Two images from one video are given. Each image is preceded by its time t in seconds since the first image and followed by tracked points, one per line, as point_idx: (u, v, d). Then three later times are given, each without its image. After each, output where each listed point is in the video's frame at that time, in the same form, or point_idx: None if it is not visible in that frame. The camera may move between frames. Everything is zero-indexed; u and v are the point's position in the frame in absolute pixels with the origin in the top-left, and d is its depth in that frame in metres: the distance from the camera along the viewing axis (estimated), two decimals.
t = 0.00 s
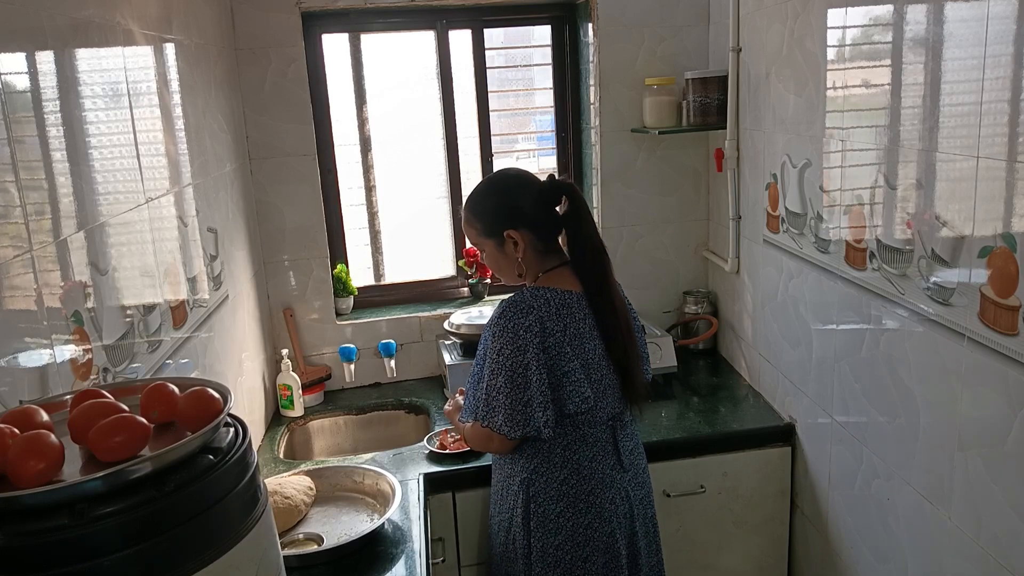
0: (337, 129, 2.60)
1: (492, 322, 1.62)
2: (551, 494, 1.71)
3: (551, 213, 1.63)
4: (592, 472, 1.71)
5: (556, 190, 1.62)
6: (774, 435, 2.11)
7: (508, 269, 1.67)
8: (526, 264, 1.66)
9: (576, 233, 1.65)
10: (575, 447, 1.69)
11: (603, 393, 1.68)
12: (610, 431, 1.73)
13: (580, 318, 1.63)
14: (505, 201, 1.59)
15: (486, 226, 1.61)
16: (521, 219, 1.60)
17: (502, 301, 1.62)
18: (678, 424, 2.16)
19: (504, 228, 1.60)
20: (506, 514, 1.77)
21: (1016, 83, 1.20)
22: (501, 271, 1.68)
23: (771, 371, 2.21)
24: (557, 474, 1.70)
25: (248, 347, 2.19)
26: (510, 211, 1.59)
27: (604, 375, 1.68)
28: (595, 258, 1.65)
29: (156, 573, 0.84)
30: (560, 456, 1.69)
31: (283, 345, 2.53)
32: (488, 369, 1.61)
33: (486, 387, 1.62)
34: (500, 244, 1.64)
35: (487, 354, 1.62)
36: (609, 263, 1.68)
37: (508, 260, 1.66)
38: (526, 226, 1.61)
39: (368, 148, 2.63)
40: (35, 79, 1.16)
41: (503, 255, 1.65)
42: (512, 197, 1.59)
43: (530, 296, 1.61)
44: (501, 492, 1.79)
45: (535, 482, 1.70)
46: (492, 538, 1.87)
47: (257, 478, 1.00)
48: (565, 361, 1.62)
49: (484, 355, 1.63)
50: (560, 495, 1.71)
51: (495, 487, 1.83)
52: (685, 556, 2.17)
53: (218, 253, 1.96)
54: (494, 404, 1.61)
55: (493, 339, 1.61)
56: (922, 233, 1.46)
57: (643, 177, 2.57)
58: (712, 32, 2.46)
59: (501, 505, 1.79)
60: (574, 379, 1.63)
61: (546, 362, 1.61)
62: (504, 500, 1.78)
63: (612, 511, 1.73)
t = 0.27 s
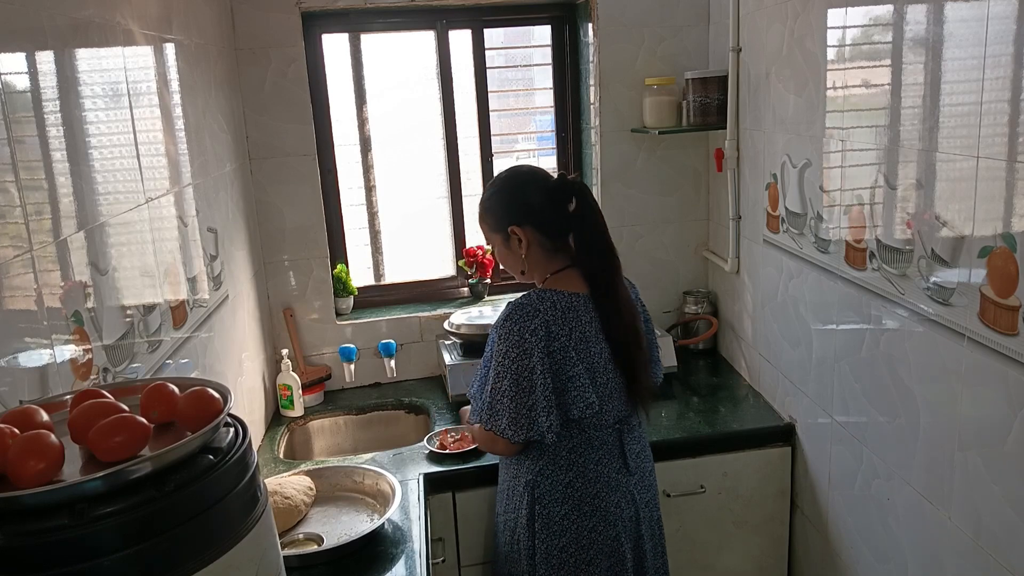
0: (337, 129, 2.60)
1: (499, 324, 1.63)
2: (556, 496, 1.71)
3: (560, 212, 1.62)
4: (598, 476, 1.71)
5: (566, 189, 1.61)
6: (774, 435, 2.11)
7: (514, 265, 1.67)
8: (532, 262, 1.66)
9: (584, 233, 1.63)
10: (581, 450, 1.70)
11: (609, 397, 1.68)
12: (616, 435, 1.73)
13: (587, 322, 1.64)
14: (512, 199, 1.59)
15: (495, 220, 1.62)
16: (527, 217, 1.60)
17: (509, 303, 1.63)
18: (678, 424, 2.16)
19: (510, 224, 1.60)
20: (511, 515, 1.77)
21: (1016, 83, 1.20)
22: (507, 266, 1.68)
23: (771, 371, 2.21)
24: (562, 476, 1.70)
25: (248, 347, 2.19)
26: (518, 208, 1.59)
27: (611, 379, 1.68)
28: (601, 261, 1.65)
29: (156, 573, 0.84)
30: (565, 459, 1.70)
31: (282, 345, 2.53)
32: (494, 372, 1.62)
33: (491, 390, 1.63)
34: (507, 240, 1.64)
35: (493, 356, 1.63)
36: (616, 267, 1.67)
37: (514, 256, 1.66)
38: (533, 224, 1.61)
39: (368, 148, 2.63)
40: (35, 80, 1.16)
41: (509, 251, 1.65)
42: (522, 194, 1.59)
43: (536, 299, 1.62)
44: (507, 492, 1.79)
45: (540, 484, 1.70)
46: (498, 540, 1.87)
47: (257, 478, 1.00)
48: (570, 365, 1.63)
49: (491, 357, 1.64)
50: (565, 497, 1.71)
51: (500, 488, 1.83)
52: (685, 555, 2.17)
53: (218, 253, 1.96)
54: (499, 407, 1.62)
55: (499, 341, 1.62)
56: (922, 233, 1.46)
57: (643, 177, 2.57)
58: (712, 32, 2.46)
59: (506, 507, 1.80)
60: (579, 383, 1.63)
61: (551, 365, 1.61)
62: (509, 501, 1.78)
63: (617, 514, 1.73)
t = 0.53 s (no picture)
0: (337, 129, 2.60)
1: (526, 311, 1.63)
2: (579, 491, 1.70)
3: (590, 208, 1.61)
4: (620, 470, 1.71)
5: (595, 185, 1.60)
6: (774, 435, 2.11)
7: (545, 257, 1.68)
8: (560, 256, 1.66)
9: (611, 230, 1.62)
10: (603, 444, 1.70)
11: (632, 390, 1.68)
12: (638, 430, 1.73)
13: (613, 314, 1.63)
14: (541, 192, 1.60)
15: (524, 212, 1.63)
16: (554, 210, 1.60)
17: (537, 290, 1.64)
18: (678, 424, 2.16)
19: (538, 216, 1.61)
20: (533, 507, 1.77)
21: (1016, 83, 1.20)
22: (538, 258, 1.70)
23: (771, 371, 2.21)
24: (584, 470, 1.70)
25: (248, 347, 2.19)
26: (544, 201, 1.60)
27: (636, 373, 1.68)
28: (629, 256, 1.63)
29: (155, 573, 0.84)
30: (588, 451, 1.70)
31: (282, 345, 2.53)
32: (520, 357, 1.63)
33: (516, 375, 1.63)
34: (535, 232, 1.65)
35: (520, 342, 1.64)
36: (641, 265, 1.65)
37: (543, 249, 1.67)
38: (560, 217, 1.60)
39: (368, 148, 2.63)
40: (35, 79, 1.16)
41: (538, 242, 1.66)
42: (551, 187, 1.59)
43: (563, 288, 1.62)
44: (529, 485, 1.79)
45: (563, 478, 1.70)
46: (518, 537, 1.87)
47: (257, 478, 1.00)
48: (595, 355, 1.63)
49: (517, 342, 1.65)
50: (588, 493, 1.71)
51: (522, 480, 1.83)
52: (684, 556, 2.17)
53: (218, 253, 1.96)
54: (524, 392, 1.62)
55: (525, 327, 1.63)
56: (922, 233, 1.46)
57: (643, 177, 2.57)
58: (712, 32, 2.46)
59: (527, 499, 1.80)
60: (603, 374, 1.63)
61: (575, 354, 1.62)
62: (530, 494, 1.79)
63: (638, 511, 1.73)
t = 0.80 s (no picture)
0: (337, 129, 2.60)
1: (510, 318, 1.63)
2: (564, 495, 1.71)
3: (568, 210, 1.63)
4: (605, 473, 1.71)
5: (572, 187, 1.62)
6: (774, 435, 2.11)
7: (519, 261, 1.68)
8: (538, 259, 1.66)
9: (590, 231, 1.65)
10: (588, 447, 1.69)
11: (617, 392, 1.68)
12: (622, 432, 1.73)
13: (596, 316, 1.64)
14: (519, 195, 1.60)
15: (502, 216, 1.62)
16: (534, 213, 1.61)
17: (519, 296, 1.63)
18: (678, 424, 2.16)
19: (516, 219, 1.61)
20: (519, 512, 1.78)
21: (1016, 83, 1.20)
22: (513, 263, 1.69)
23: (771, 371, 2.21)
24: (569, 473, 1.70)
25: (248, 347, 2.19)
26: (523, 204, 1.60)
27: (620, 374, 1.68)
28: (609, 256, 1.65)
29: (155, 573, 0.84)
30: (573, 455, 1.69)
31: (282, 345, 2.53)
32: (505, 364, 1.62)
33: (502, 382, 1.62)
34: (513, 236, 1.64)
35: (504, 349, 1.63)
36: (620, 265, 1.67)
37: (519, 253, 1.66)
38: (538, 220, 1.61)
39: (368, 148, 2.63)
40: (35, 79, 1.16)
41: (516, 247, 1.66)
42: (529, 190, 1.60)
43: (547, 293, 1.62)
44: (514, 491, 1.79)
45: (547, 482, 1.71)
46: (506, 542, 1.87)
47: (257, 478, 1.00)
48: (581, 358, 1.62)
49: (502, 350, 1.64)
50: (573, 496, 1.71)
51: (507, 486, 1.84)
52: (684, 556, 2.17)
53: (218, 253, 1.96)
54: (510, 399, 1.61)
55: (510, 334, 1.62)
56: (922, 233, 1.46)
57: (643, 177, 2.57)
58: (712, 32, 2.46)
59: (514, 505, 1.79)
60: (590, 377, 1.63)
61: (562, 358, 1.61)
62: (516, 500, 1.79)
63: (624, 512, 1.73)
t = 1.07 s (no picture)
0: (337, 129, 2.60)
1: (481, 328, 1.62)
2: (547, 495, 1.71)
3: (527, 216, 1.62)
4: (589, 472, 1.71)
5: (529, 192, 1.61)
6: (774, 435, 2.11)
7: (486, 271, 1.68)
8: (505, 267, 1.67)
9: (552, 234, 1.64)
10: (570, 447, 1.69)
11: (595, 392, 1.68)
12: (603, 429, 1.73)
13: (567, 319, 1.63)
14: (476, 207, 1.60)
15: (463, 229, 1.63)
16: (493, 223, 1.61)
17: (488, 306, 1.63)
18: (677, 424, 2.16)
19: (477, 231, 1.62)
20: (504, 516, 1.78)
21: (1016, 83, 1.20)
22: (480, 274, 1.69)
23: (771, 371, 2.21)
24: (552, 474, 1.70)
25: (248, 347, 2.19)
26: (483, 217, 1.60)
27: (597, 373, 1.68)
28: (575, 257, 1.65)
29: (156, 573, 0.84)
30: (555, 456, 1.70)
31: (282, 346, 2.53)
32: (479, 375, 1.62)
33: (478, 393, 1.62)
34: (477, 247, 1.65)
35: (478, 360, 1.62)
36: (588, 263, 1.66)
37: (484, 264, 1.67)
38: (500, 230, 1.61)
39: (368, 148, 2.63)
40: (35, 79, 1.16)
41: (480, 258, 1.66)
42: (486, 202, 1.60)
43: (515, 300, 1.61)
44: (499, 495, 1.80)
45: (531, 484, 1.71)
46: (493, 540, 1.88)
47: (257, 478, 1.00)
48: (556, 363, 1.62)
49: (476, 361, 1.64)
50: (557, 496, 1.71)
51: (493, 490, 1.84)
52: (684, 556, 2.17)
53: (218, 253, 1.96)
54: (487, 409, 1.61)
55: (482, 344, 1.61)
56: (922, 233, 1.46)
57: (643, 178, 2.57)
58: (712, 32, 2.46)
59: (499, 508, 1.80)
60: (566, 380, 1.63)
61: (536, 364, 1.61)
62: (502, 503, 1.79)
63: (609, 509, 1.73)
